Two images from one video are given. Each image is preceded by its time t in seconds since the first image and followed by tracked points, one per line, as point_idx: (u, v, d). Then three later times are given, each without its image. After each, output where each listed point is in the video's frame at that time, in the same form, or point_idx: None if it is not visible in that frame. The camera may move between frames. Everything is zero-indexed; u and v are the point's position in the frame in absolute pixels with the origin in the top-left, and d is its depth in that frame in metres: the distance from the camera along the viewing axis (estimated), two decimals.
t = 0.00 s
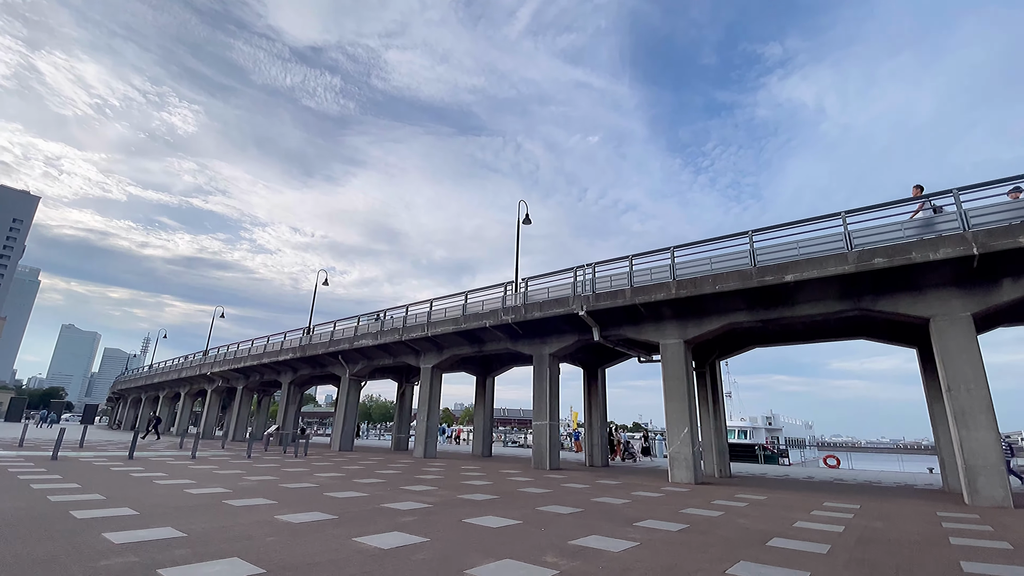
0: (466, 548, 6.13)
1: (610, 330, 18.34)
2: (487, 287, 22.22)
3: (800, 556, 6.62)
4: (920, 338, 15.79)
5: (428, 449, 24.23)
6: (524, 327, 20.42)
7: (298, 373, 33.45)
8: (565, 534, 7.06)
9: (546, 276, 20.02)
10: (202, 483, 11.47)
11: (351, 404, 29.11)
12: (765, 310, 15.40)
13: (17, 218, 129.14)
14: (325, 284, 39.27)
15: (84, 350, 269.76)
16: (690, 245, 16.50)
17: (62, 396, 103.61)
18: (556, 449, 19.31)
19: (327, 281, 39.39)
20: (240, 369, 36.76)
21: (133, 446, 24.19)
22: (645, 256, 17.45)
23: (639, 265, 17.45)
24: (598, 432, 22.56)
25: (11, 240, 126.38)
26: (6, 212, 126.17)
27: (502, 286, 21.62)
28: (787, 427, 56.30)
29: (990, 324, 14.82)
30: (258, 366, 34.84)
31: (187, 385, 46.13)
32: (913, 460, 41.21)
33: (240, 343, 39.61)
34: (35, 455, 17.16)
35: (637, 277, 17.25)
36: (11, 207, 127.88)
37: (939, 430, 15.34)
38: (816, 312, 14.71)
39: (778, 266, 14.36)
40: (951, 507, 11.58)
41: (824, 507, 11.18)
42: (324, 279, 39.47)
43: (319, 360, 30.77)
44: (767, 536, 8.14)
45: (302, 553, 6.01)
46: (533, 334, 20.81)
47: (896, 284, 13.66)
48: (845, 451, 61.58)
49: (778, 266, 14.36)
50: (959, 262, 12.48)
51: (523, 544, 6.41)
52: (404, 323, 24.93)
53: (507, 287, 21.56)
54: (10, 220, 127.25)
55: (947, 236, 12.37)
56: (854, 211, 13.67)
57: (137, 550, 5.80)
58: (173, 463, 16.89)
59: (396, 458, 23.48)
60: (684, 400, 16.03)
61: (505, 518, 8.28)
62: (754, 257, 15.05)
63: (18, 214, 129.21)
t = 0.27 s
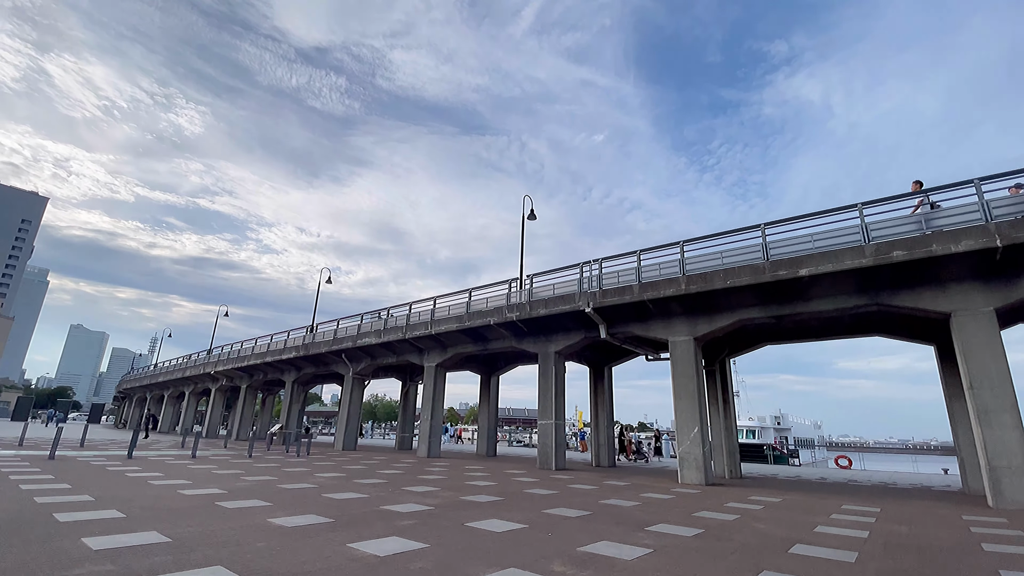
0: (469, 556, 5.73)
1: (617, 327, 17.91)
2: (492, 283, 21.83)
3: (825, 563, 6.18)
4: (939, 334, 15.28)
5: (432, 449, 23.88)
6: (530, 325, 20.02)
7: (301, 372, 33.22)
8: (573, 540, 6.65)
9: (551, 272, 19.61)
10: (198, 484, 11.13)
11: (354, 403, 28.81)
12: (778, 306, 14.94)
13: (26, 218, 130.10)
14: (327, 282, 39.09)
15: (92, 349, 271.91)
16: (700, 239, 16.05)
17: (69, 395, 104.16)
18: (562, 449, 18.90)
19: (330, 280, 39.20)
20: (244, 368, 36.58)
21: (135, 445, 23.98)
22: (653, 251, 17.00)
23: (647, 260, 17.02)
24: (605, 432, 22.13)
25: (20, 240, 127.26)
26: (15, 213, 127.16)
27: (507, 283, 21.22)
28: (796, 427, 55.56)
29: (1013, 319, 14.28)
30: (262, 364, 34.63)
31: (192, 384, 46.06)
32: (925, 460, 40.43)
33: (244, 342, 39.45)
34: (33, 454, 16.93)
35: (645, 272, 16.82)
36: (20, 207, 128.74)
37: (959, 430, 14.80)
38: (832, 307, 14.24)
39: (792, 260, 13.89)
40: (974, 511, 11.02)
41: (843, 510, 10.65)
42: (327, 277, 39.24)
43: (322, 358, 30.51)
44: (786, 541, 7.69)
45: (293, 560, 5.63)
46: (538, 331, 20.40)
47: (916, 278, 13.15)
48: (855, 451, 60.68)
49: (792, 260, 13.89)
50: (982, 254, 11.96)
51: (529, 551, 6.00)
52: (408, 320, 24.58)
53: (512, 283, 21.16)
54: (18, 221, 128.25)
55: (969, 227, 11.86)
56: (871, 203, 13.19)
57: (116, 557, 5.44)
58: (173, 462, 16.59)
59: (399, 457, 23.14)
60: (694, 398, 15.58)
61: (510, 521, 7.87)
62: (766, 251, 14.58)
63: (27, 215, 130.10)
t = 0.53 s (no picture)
0: (470, 565, 5.33)
1: (624, 325, 17.47)
2: (495, 281, 21.43)
3: (853, 574, 5.75)
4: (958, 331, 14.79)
5: (435, 449, 23.51)
6: (534, 323, 19.61)
7: (304, 372, 32.96)
8: (582, 548, 6.24)
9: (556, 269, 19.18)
10: (193, 485, 10.79)
11: (357, 403, 28.50)
12: (791, 302, 14.47)
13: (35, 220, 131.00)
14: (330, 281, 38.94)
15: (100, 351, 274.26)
16: (709, 234, 15.60)
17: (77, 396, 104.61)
18: (568, 450, 18.47)
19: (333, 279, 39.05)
20: (247, 369, 36.39)
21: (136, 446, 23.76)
22: (660, 247, 16.56)
23: (655, 256, 16.58)
24: (611, 433, 21.68)
25: (28, 242, 128.07)
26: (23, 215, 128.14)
27: (511, 281, 20.82)
28: (805, 427, 54.82)
29: None
30: (265, 364, 34.41)
31: (196, 384, 45.99)
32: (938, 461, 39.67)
33: (247, 342, 39.29)
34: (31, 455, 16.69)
35: (653, 268, 16.37)
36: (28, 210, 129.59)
37: (981, 430, 14.28)
38: (847, 303, 13.77)
39: (806, 254, 13.42)
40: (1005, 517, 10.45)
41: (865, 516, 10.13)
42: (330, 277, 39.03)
43: (325, 358, 30.23)
44: (808, 549, 7.25)
45: (283, 568, 5.24)
46: (543, 330, 19.98)
47: (936, 272, 12.67)
48: (865, 452, 59.79)
49: (806, 254, 13.42)
50: (1008, 247, 11.46)
51: (535, 560, 5.59)
52: (411, 319, 24.24)
53: (516, 281, 20.76)
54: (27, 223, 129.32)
55: (994, 218, 11.36)
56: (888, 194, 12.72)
57: (93, 564, 5.06)
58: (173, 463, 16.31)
59: (402, 458, 22.78)
60: (704, 398, 15.12)
61: (515, 527, 7.47)
62: (779, 246, 14.11)
63: (35, 217, 130.97)
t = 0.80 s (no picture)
0: None
1: (633, 322, 17.02)
2: (501, 279, 21.05)
3: None
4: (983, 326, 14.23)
5: (441, 450, 23.17)
6: (541, 321, 19.21)
7: (309, 372, 32.78)
8: (594, 556, 5.83)
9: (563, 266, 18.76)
10: (191, 487, 10.50)
11: (363, 403, 28.25)
12: (807, 297, 13.96)
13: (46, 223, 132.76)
14: (335, 281, 39.02)
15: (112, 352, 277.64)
16: (722, 228, 15.12)
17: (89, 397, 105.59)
18: (576, 450, 18.04)
19: (338, 279, 39.08)
20: (253, 369, 36.31)
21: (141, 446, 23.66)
22: (671, 241, 16.09)
23: (665, 251, 16.12)
24: (620, 433, 21.23)
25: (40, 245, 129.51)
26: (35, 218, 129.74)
27: (517, 278, 20.43)
28: (817, 427, 53.96)
29: None
30: (270, 364, 34.28)
31: (203, 385, 46.07)
32: (955, 462, 38.78)
33: (253, 342, 39.23)
34: (33, 455, 16.54)
35: (663, 264, 15.92)
36: (40, 213, 131.11)
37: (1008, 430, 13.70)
38: (867, 298, 13.26)
39: (824, 247, 12.92)
40: None
41: (890, 520, 9.65)
42: (336, 277, 38.96)
43: (330, 358, 30.02)
44: (835, 557, 6.79)
45: None
46: (550, 328, 19.58)
47: (962, 265, 12.14)
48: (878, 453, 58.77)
49: (824, 247, 12.92)
50: None
51: (543, 570, 5.19)
52: (416, 318, 23.92)
53: (522, 278, 20.36)
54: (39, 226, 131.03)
55: None
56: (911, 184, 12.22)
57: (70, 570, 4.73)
58: (175, 464, 16.11)
59: (407, 459, 22.47)
60: (717, 397, 14.63)
61: (522, 532, 7.07)
62: (794, 239, 13.61)
63: (47, 220, 132.43)
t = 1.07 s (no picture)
0: None
1: (645, 320, 16.57)
2: (509, 276, 20.66)
3: None
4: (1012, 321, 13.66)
5: (449, 451, 22.84)
6: (550, 319, 18.82)
7: (317, 372, 32.62)
8: (611, 566, 5.41)
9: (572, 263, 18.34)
10: (192, 489, 10.21)
11: (370, 403, 28.01)
12: (827, 293, 13.46)
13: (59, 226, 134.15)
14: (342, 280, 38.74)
15: (125, 354, 281.59)
16: (737, 221, 14.63)
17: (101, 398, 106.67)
18: (587, 451, 17.63)
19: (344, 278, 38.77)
20: (260, 369, 36.22)
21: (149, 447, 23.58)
22: (684, 236, 15.61)
23: (678, 247, 15.66)
24: (632, 433, 20.77)
25: (54, 248, 131.14)
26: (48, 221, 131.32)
27: (525, 275, 20.03)
28: (832, 427, 52.97)
29: None
30: (278, 365, 34.15)
31: (212, 385, 46.17)
32: (976, 463, 37.77)
33: (261, 343, 39.15)
34: (39, 456, 16.41)
35: (676, 259, 15.46)
36: (54, 217, 132.78)
37: None
38: (889, 293, 12.76)
39: (844, 240, 12.42)
40: None
41: (921, 527, 9.14)
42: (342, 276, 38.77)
43: (337, 357, 29.81)
44: (869, 566, 6.33)
45: None
46: (559, 327, 19.17)
47: (991, 257, 11.57)
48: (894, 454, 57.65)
49: (844, 240, 12.42)
50: None
51: None
52: (422, 317, 23.61)
53: (531, 275, 19.96)
54: (53, 230, 132.60)
55: None
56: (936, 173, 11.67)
57: None
58: (180, 465, 15.94)
59: (415, 460, 22.15)
60: (733, 397, 14.16)
61: (533, 539, 6.66)
62: (814, 232, 13.09)
63: (60, 223, 134.10)
